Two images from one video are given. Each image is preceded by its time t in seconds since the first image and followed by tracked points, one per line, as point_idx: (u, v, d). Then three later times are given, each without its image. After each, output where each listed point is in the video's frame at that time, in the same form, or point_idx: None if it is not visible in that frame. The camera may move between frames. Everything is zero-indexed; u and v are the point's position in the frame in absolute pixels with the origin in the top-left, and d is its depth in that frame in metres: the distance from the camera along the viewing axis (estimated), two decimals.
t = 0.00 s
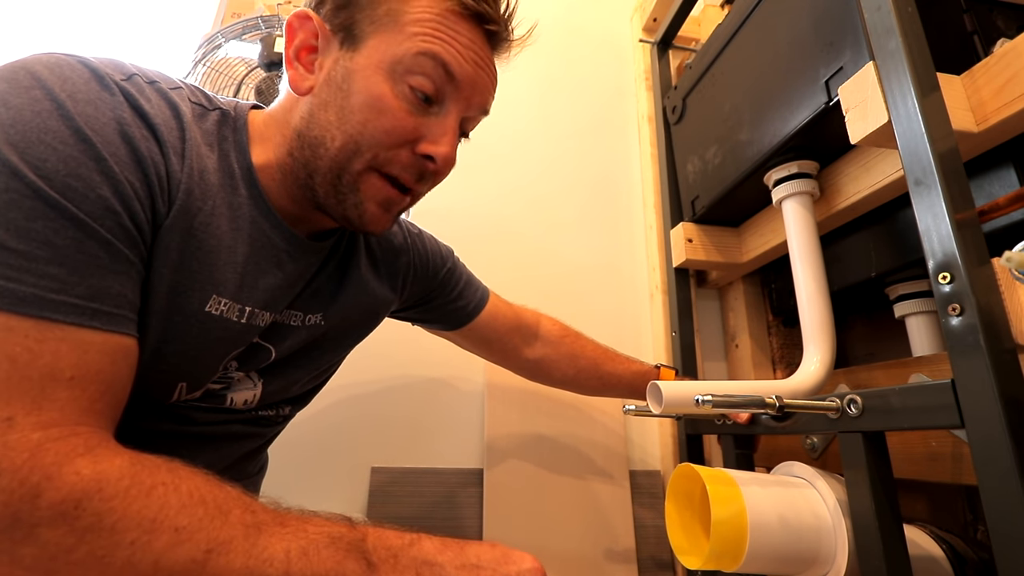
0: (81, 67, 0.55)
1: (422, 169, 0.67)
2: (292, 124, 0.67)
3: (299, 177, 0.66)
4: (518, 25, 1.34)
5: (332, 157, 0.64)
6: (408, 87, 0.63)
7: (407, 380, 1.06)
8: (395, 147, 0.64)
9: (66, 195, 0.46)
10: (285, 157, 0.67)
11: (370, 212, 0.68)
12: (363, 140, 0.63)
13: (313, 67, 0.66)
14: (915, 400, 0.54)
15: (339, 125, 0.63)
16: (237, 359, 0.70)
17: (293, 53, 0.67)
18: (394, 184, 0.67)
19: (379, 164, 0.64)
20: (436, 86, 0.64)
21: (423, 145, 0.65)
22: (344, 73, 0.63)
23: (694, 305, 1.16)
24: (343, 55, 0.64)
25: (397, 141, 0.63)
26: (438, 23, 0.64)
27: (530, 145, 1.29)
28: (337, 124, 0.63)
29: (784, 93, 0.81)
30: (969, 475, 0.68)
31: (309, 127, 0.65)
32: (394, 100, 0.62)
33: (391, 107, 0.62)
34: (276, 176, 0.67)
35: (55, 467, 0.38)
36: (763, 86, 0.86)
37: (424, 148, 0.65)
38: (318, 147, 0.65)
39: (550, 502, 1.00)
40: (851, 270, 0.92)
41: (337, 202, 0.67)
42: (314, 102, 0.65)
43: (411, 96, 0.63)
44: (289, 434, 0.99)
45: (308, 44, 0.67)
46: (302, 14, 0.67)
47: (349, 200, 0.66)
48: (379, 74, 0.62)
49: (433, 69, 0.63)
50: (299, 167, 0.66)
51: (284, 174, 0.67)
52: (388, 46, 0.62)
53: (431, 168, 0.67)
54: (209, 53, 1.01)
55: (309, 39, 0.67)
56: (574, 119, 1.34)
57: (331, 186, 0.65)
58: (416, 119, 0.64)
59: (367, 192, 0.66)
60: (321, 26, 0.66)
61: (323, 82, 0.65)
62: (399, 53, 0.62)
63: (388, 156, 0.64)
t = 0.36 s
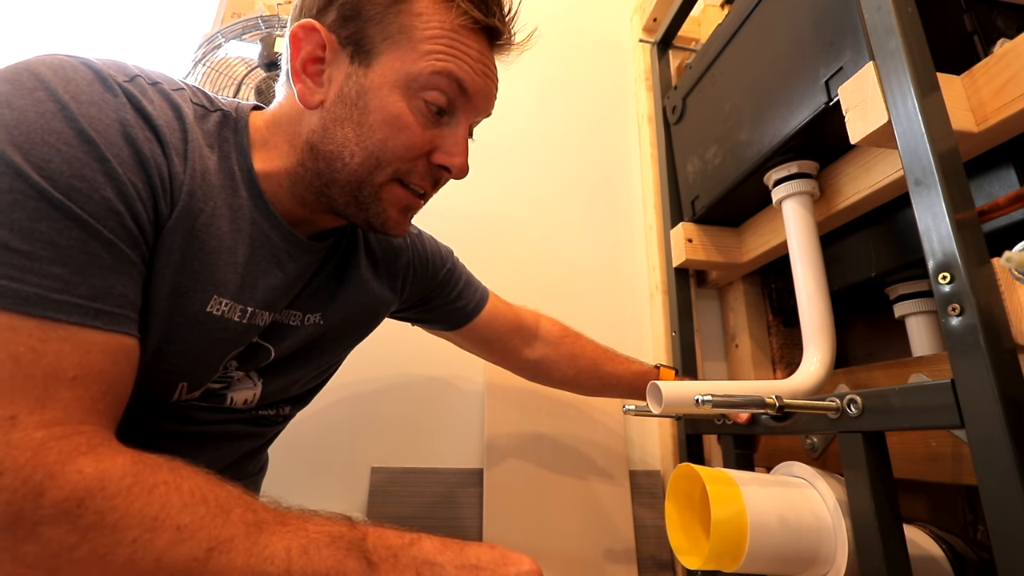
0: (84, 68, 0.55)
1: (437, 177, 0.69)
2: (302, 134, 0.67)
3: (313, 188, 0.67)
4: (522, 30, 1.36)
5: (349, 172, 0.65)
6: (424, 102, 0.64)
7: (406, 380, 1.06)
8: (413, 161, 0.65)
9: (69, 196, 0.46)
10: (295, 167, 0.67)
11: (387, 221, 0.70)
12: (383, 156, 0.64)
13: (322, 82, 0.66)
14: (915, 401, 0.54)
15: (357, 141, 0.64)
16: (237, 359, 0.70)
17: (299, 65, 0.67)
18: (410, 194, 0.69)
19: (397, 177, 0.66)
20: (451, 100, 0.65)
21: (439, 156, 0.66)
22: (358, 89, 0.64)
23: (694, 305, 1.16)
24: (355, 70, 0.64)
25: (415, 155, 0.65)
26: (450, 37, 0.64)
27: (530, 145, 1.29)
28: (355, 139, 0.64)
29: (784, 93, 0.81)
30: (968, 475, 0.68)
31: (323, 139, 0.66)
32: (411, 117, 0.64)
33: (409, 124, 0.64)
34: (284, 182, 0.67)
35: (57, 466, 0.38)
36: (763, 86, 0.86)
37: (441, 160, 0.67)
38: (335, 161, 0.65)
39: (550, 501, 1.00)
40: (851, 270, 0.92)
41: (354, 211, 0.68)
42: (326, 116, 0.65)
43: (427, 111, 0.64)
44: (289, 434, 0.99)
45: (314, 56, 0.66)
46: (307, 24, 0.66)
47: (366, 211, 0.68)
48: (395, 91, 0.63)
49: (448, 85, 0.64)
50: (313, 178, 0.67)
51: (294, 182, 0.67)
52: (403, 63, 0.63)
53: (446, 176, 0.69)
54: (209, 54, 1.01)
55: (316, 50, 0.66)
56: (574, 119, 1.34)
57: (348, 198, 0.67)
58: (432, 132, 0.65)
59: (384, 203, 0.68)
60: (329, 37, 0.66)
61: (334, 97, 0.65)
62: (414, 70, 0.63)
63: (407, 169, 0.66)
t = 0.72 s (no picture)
0: (78, 62, 0.55)
1: (429, 177, 0.68)
2: (294, 132, 0.67)
3: (305, 187, 0.67)
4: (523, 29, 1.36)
5: (338, 171, 0.65)
6: (413, 100, 0.63)
7: (407, 380, 1.07)
8: (402, 161, 0.65)
9: (60, 194, 0.46)
10: (288, 165, 0.67)
11: (378, 220, 0.69)
12: (371, 155, 0.64)
13: (314, 79, 0.66)
14: (915, 401, 0.54)
15: (346, 140, 0.64)
16: (241, 359, 0.70)
17: (291, 64, 0.67)
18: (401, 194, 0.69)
19: (386, 177, 0.66)
20: (441, 97, 0.64)
21: (430, 155, 0.65)
22: (347, 86, 0.63)
23: (694, 305, 1.16)
24: (345, 67, 0.64)
25: (405, 154, 0.64)
26: (441, 32, 0.63)
27: (530, 145, 1.29)
28: (343, 138, 0.64)
29: (784, 93, 0.81)
30: (968, 475, 0.68)
31: (314, 138, 0.65)
32: (400, 114, 0.63)
33: (398, 122, 0.63)
34: (280, 180, 0.67)
35: (49, 474, 0.39)
36: (762, 86, 0.86)
37: (431, 159, 0.65)
38: (325, 160, 0.65)
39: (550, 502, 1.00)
40: (851, 270, 0.92)
41: (342, 213, 0.68)
42: (317, 114, 0.65)
43: (416, 109, 0.63)
44: (289, 434, 0.99)
45: (307, 53, 0.66)
46: (298, 22, 0.66)
47: (354, 212, 0.68)
48: (383, 88, 0.62)
49: (438, 81, 0.63)
50: (304, 177, 0.67)
51: (289, 181, 0.68)
52: (392, 60, 0.62)
53: (439, 176, 0.68)
54: (209, 53, 1.01)
55: (308, 48, 0.66)
56: (574, 119, 1.34)
57: (337, 199, 0.67)
58: (422, 131, 0.64)
59: (373, 205, 0.68)
60: (319, 34, 0.65)
61: (325, 94, 0.65)
62: (403, 66, 0.62)
63: (395, 169, 0.65)
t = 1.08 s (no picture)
0: (83, 64, 0.55)
1: (413, 163, 0.66)
2: (286, 121, 0.67)
3: (291, 176, 0.67)
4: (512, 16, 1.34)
5: (319, 155, 0.64)
6: (394, 82, 0.63)
7: (406, 379, 1.06)
8: (382, 144, 0.64)
9: (67, 193, 0.46)
10: (278, 156, 0.67)
11: (360, 208, 0.68)
12: (350, 136, 0.63)
13: (304, 67, 0.68)
14: (916, 401, 0.54)
15: (326, 122, 0.64)
16: (242, 359, 0.70)
17: (285, 55, 0.69)
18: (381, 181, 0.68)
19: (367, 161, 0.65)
20: (423, 79, 0.64)
21: (412, 139, 0.64)
22: (332, 70, 0.64)
23: (694, 305, 1.16)
24: (331, 52, 0.65)
25: (385, 137, 0.64)
26: (423, 15, 0.64)
27: (530, 145, 1.29)
28: (325, 121, 0.64)
29: (784, 93, 0.81)
30: (969, 475, 0.68)
31: (299, 124, 0.66)
32: (381, 96, 0.63)
33: (378, 103, 0.62)
34: (272, 174, 0.68)
35: (31, 475, 0.37)
36: (763, 86, 0.86)
37: (413, 144, 0.64)
38: (307, 145, 0.65)
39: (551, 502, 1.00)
40: (851, 270, 0.92)
41: (324, 202, 0.67)
42: (303, 101, 0.66)
43: (398, 91, 0.63)
44: (289, 434, 0.99)
45: (299, 45, 0.68)
46: (292, 14, 0.69)
47: (336, 200, 0.67)
48: (365, 70, 0.63)
49: (419, 61, 0.63)
50: (290, 165, 0.67)
51: (279, 172, 0.68)
52: (374, 42, 0.63)
53: (424, 163, 0.66)
54: (209, 54, 1.01)
55: (300, 40, 0.68)
56: (573, 119, 1.34)
57: (318, 185, 0.66)
58: (404, 113, 0.64)
59: (354, 191, 0.66)
60: (309, 24, 0.67)
61: (312, 80, 0.66)
62: (384, 47, 0.63)
63: (375, 152, 0.64)
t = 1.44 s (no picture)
0: (85, 66, 0.55)
1: (429, 170, 0.68)
2: (294, 129, 0.67)
3: (306, 182, 0.67)
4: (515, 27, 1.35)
5: (338, 163, 0.65)
6: (411, 91, 0.63)
7: (406, 379, 1.06)
8: (401, 152, 0.65)
9: (67, 195, 0.46)
10: (288, 163, 0.67)
11: (379, 214, 0.68)
12: (371, 145, 0.64)
13: (313, 74, 0.67)
14: (916, 401, 0.54)
15: (345, 132, 0.64)
16: (241, 360, 0.70)
17: (292, 61, 0.68)
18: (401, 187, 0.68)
19: (387, 169, 0.65)
20: (439, 88, 0.64)
21: (429, 147, 0.66)
22: (346, 79, 0.64)
23: (694, 306, 1.16)
24: (344, 61, 0.65)
25: (404, 145, 0.64)
26: (436, 23, 0.64)
27: (530, 144, 1.29)
28: (343, 130, 0.64)
29: (784, 93, 0.81)
30: (969, 475, 0.68)
31: (314, 133, 0.66)
32: (399, 105, 0.63)
33: (397, 113, 0.63)
34: (280, 180, 0.67)
35: (57, 467, 0.38)
36: (763, 86, 0.86)
37: (430, 152, 0.66)
38: (325, 154, 0.65)
39: (551, 501, 1.00)
40: (851, 270, 0.92)
41: (345, 207, 0.68)
42: (316, 108, 0.66)
43: (414, 100, 0.64)
44: (289, 434, 0.99)
45: (306, 50, 0.67)
46: (298, 19, 0.67)
47: (357, 206, 0.67)
48: (382, 80, 0.63)
49: (435, 71, 0.64)
50: (305, 172, 0.67)
51: (290, 178, 0.67)
52: (390, 52, 0.63)
53: (439, 169, 0.68)
54: (209, 53, 1.01)
55: (308, 45, 0.67)
56: (574, 119, 1.34)
57: (339, 192, 0.66)
58: (421, 122, 0.65)
59: (375, 197, 0.67)
60: (318, 31, 0.66)
61: (324, 88, 0.66)
62: (400, 57, 0.63)
63: (395, 161, 0.65)
